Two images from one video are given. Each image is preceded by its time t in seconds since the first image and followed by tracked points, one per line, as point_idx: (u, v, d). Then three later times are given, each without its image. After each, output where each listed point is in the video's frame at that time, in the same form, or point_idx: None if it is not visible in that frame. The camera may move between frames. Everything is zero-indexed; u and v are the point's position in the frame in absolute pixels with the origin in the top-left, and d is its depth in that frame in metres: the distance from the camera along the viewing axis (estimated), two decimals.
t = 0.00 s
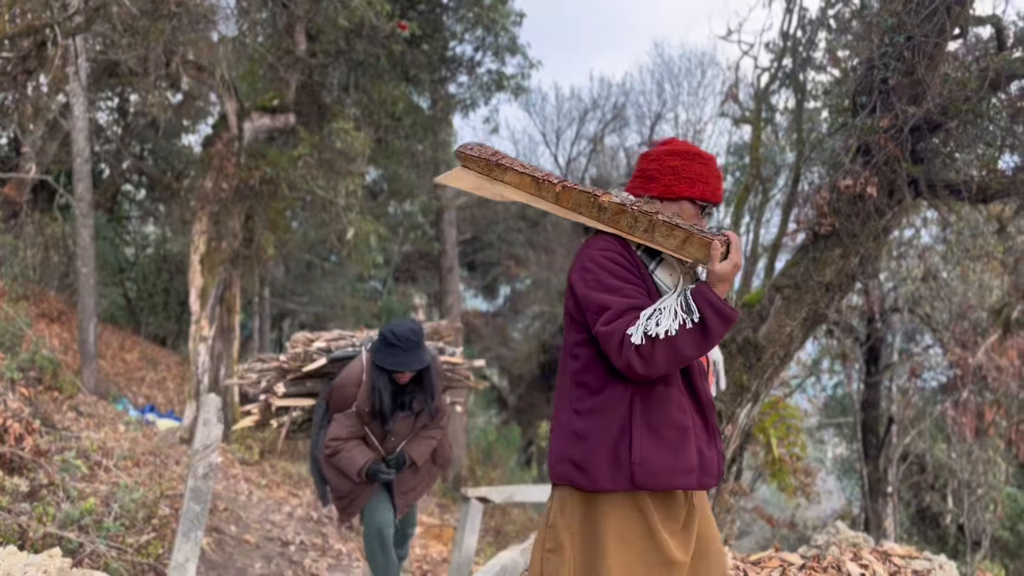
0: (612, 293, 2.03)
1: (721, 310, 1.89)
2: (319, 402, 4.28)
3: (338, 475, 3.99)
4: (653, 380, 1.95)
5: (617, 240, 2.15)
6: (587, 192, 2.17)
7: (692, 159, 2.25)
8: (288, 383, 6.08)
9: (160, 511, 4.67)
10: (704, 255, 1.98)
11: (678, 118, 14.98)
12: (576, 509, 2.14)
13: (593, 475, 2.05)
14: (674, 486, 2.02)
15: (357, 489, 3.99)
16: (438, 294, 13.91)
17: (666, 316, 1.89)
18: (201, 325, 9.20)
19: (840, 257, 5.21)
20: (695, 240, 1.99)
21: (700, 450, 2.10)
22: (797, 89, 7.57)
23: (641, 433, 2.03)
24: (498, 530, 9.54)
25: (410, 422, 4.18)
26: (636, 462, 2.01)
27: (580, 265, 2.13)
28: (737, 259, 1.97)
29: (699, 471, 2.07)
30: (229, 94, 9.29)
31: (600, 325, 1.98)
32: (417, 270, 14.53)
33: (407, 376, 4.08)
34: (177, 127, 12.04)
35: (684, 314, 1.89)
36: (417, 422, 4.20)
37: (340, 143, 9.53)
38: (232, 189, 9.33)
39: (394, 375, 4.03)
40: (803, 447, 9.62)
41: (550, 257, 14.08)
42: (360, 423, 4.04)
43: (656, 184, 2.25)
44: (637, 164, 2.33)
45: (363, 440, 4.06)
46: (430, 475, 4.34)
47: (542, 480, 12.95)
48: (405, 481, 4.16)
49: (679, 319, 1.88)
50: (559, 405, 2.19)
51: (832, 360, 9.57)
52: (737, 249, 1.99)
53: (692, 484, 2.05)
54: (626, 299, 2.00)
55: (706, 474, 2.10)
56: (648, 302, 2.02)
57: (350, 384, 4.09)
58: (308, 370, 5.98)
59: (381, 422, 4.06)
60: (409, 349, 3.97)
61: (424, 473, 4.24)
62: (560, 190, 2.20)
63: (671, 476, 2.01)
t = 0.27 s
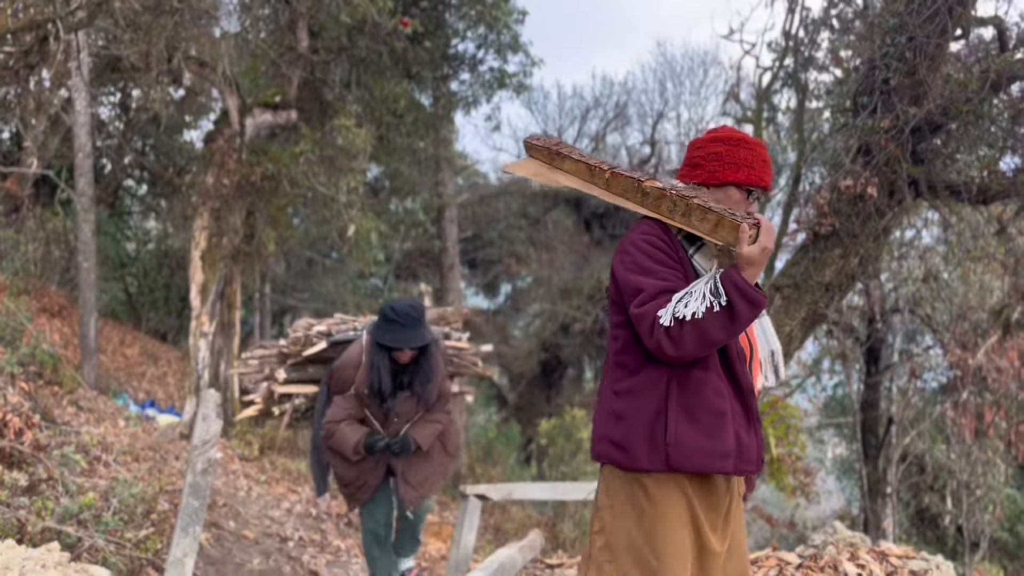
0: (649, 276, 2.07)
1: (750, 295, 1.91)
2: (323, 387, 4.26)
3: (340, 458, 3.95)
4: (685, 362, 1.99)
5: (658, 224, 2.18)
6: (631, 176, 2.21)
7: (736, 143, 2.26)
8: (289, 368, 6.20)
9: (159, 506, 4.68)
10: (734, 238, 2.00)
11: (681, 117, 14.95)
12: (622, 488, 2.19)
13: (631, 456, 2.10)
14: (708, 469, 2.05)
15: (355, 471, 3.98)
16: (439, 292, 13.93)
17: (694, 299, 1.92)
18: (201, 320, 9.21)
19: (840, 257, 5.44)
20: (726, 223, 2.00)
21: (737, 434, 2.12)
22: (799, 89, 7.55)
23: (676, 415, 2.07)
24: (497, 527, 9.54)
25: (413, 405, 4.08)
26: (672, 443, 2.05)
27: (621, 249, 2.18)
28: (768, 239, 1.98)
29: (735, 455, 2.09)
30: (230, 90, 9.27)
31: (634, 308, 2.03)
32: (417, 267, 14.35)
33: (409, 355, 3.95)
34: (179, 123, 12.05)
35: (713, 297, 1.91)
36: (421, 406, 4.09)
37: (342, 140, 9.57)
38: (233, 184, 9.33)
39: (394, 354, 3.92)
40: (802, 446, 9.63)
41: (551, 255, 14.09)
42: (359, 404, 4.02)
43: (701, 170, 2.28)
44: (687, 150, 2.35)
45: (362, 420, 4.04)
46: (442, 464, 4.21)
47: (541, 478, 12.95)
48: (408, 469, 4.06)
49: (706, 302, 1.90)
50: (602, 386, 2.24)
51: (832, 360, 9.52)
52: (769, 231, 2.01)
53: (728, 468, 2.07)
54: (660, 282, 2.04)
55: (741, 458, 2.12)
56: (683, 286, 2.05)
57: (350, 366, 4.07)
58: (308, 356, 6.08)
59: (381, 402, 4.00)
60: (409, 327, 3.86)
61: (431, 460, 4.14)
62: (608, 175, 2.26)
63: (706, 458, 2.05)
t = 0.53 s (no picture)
0: (674, 269, 2.08)
1: (768, 292, 1.90)
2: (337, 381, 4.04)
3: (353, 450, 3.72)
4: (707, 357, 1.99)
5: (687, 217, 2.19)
6: (664, 168, 2.17)
7: (769, 133, 2.24)
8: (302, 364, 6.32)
9: (165, 501, 4.71)
10: (752, 232, 1.95)
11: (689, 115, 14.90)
12: (668, 483, 2.17)
13: (654, 447, 2.10)
14: (731, 464, 2.04)
15: (365, 466, 3.70)
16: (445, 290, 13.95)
17: (714, 295, 1.92)
18: (208, 317, 9.25)
19: (846, 257, 5.42)
20: (745, 216, 1.95)
21: (766, 431, 2.09)
22: (807, 89, 7.52)
23: (700, 410, 2.06)
24: (502, 524, 9.56)
25: (425, 391, 3.80)
26: (692, 436, 2.04)
27: (652, 241, 2.19)
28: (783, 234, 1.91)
29: (760, 453, 2.06)
30: (237, 87, 9.28)
31: (658, 301, 2.06)
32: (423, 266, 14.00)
33: (418, 333, 3.71)
34: (187, 120, 12.09)
35: (731, 293, 1.90)
36: (433, 394, 3.80)
37: (349, 138, 9.63)
38: (240, 181, 9.34)
39: (402, 330, 3.68)
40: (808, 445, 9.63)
41: (557, 254, 14.09)
42: (369, 391, 3.77)
43: (733, 163, 2.28)
44: (727, 141, 2.36)
45: (374, 409, 3.77)
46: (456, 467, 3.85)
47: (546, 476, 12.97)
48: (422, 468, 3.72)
49: (724, 298, 1.90)
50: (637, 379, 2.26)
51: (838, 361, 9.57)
52: (786, 225, 1.92)
53: (751, 465, 2.04)
54: (683, 276, 2.05)
55: (767, 457, 2.08)
56: (708, 280, 2.05)
57: (360, 354, 3.85)
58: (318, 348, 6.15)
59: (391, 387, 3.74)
60: (416, 300, 3.66)
61: (446, 458, 3.80)
62: (645, 167, 2.21)
63: (728, 454, 2.03)
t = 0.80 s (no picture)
0: (706, 273, 2.07)
1: (801, 293, 1.87)
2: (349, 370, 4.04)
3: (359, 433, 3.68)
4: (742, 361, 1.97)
5: (721, 219, 2.18)
6: (696, 170, 2.18)
7: (798, 124, 2.22)
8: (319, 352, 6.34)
9: (176, 497, 4.74)
10: (779, 230, 1.91)
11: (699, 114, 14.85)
12: (710, 497, 2.19)
13: (695, 455, 2.11)
14: (773, 472, 2.02)
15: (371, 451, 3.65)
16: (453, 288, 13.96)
17: (746, 297, 1.90)
18: (218, 314, 9.29)
19: (857, 257, 5.36)
20: (771, 215, 1.90)
21: (808, 435, 2.06)
22: (817, 88, 7.49)
23: (739, 417, 2.05)
24: (510, 523, 9.56)
25: (432, 376, 3.74)
26: (732, 444, 2.03)
27: (685, 244, 2.20)
28: (812, 231, 1.87)
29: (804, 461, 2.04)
30: (248, 85, 9.30)
31: (693, 307, 2.05)
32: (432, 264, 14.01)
33: (426, 315, 3.70)
34: (197, 118, 12.14)
35: (763, 296, 1.88)
36: (441, 381, 3.74)
37: (358, 137, 9.67)
38: (250, 179, 9.37)
39: (409, 312, 3.67)
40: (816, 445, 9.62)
41: (566, 252, 14.08)
42: (375, 374, 3.74)
43: (767, 159, 2.27)
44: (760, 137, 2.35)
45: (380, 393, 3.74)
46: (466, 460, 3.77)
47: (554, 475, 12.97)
48: (428, 459, 3.64)
49: (757, 300, 1.88)
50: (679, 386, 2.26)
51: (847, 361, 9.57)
52: (813, 222, 1.88)
53: (794, 473, 2.03)
54: (717, 280, 2.04)
55: (810, 462, 2.06)
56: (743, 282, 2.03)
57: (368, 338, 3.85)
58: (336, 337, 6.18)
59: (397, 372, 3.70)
60: (424, 281, 3.67)
61: (457, 450, 3.74)
62: (679, 170, 2.24)
63: (770, 462, 2.01)
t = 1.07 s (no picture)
0: (761, 263, 2.03)
1: (860, 278, 1.80)
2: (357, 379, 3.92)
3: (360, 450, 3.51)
4: (802, 353, 1.92)
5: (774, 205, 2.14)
6: (745, 155, 2.13)
7: (852, 100, 2.15)
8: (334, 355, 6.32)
9: (196, 491, 4.80)
10: (837, 213, 1.83)
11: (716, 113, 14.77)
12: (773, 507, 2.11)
13: (759, 453, 2.08)
14: (839, 467, 1.95)
15: (371, 462, 3.47)
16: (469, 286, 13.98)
17: (801, 284, 1.85)
18: (237, 311, 9.36)
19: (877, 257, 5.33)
20: (829, 197, 1.84)
21: (875, 428, 1.99)
22: (836, 86, 7.44)
23: (801, 411, 2.00)
24: (525, 520, 9.57)
25: (436, 390, 3.59)
26: (796, 440, 1.98)
27: (739, 233, 2.18)
28: (877, 210, 1.78)
29: (874, 457, 1.97)
30: (267, 83, 9.35)
31: (747, 300, 2.01)
32: (448, 262, 14.06)
33: (426, 328, 3.52)
34: (216, 117, 12.23)
35: (821, 281, 1.83)
36: (446, 395, 3.59)
37: (376, 135, 9.70)
38: (269, 177, 9.44)
39: (407, 325, 3.51)
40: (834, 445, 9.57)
41: (581, 251, 14.06)
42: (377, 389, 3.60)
43: (820, 139, 2.21)
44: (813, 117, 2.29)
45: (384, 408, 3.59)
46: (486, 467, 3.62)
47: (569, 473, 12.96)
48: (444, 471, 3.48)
49: (813, 286, 1.82)
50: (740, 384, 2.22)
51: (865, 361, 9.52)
52: (877, 202, 1.79)
53: (863, 469, 1.95)
54: (772, 269, 1.99)
55: (881, 458, 1.98)
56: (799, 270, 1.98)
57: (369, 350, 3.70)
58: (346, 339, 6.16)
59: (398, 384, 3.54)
60: (422, 294, 3.47)
61: (474, 463, 3.56)
62: (727, 158, 2.19)
63: (837, 457, 1.95)
